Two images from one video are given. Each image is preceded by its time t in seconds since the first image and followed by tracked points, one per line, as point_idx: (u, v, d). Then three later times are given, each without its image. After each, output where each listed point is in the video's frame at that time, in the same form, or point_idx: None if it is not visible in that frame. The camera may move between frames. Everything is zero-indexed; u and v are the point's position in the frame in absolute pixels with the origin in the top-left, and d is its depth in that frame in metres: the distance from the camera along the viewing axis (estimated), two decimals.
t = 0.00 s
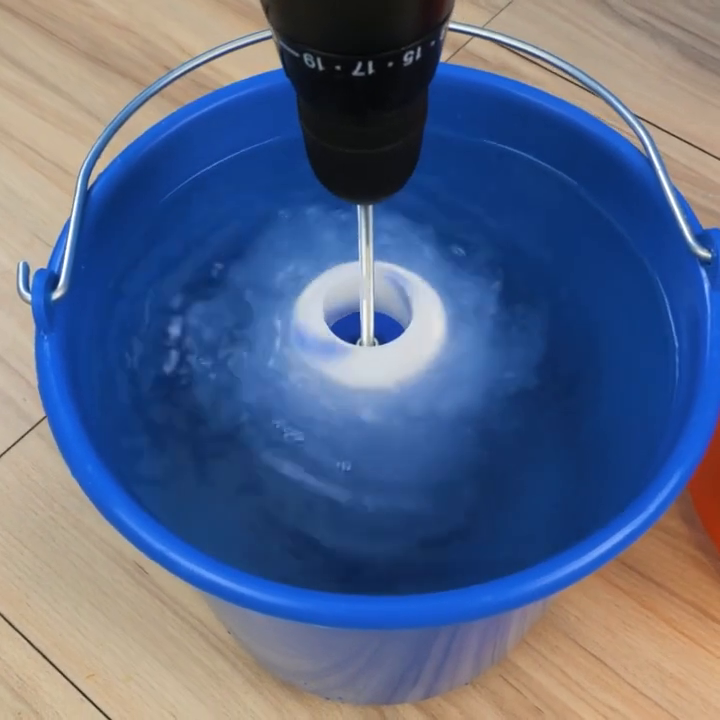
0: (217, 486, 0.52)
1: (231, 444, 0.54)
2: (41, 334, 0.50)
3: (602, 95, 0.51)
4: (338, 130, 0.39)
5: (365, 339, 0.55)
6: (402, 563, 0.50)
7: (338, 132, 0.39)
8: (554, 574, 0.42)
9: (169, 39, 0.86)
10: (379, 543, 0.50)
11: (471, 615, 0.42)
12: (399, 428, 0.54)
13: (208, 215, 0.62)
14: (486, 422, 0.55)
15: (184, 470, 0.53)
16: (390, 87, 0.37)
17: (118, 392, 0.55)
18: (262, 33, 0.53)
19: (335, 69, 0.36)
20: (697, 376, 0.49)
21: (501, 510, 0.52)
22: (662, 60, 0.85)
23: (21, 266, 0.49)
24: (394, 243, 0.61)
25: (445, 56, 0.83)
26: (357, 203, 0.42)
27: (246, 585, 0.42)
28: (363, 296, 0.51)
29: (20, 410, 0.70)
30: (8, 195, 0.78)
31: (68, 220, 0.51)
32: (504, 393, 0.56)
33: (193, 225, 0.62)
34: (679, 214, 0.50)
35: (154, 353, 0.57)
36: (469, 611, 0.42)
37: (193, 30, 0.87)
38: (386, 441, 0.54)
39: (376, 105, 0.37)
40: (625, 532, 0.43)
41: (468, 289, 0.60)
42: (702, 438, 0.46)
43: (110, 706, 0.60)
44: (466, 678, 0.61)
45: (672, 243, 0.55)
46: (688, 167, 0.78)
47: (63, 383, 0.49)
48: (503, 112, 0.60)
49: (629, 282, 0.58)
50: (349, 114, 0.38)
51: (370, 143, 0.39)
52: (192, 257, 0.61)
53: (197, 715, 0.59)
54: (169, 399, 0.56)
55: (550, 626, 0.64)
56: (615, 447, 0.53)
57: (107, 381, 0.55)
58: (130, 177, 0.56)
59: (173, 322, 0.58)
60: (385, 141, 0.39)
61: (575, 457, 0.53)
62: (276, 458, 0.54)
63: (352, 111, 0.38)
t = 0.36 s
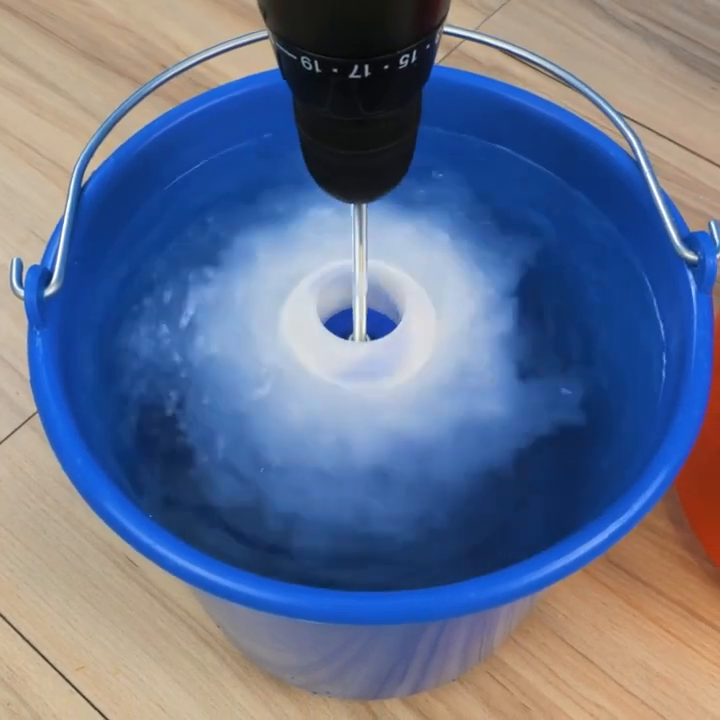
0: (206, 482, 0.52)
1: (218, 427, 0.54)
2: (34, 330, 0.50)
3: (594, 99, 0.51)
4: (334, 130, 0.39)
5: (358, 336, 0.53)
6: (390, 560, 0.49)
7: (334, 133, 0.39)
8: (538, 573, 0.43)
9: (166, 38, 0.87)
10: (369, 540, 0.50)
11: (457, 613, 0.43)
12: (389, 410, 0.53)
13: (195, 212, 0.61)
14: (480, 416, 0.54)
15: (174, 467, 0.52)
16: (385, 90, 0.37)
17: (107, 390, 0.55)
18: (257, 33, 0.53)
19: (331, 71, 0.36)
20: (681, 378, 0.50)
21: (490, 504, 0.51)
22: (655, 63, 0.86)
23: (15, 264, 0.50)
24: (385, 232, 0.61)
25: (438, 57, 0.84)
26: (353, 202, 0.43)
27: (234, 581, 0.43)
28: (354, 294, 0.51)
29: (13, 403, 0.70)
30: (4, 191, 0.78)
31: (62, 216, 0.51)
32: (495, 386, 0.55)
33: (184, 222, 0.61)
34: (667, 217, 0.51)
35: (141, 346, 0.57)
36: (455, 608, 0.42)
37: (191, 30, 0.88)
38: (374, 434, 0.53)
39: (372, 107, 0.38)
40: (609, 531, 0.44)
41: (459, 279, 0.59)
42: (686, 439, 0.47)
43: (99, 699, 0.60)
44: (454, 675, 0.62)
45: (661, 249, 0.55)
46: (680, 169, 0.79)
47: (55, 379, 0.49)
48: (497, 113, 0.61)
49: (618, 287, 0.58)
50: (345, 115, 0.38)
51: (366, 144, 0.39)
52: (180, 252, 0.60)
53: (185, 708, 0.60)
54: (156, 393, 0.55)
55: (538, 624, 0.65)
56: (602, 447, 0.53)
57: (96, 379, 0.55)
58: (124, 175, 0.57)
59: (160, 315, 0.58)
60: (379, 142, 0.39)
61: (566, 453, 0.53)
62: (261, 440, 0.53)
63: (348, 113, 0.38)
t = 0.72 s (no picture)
0: (200, 476, 0.52)
1: (209, 423, 0.53)
2: (29, 326, 0.51)
3: (588, 100, 0.52)
4: (322, 125, 0.40)
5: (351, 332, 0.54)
6: (382, 555, 0.49)
7: (323, 127, 0.40)
8: (530, 571, 0.43)
9: (164, 39, 0.87)
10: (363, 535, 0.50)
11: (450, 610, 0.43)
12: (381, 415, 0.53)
13: (193, 207, 0.61)
14: (477, 413, 0.53)
15: (168, 463, 0.52)
16: (373, 86, 0.38)
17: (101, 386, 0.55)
18: (251, 33, 0.54)
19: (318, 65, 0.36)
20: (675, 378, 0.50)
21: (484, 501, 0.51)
22: (651, 66, 0.86)
23: (10, 260, 0.50)
24: (378, 226, 0.61)
25: (435, 60, 0.85)
26: (341, 196, 0.43)
27: (227, 576, 0.43)
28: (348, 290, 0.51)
29: (10, 400, 0.70)
30: (2, 189, 0.79)
31: (58, 213, 0.52)
32: (491, 383, 0.54)
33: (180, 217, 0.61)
34: (659, 218, 0.52)
35: (136, 342, 0.56)
36: (447, 605, 0.43)
37: (189, 31, 0.88)
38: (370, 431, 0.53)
39: (359, 103, 0.38)
40: (601, 529, 0.44)
41: (453, 275, 0.58)
42: (679, 440, 0.47)
43: (93, 695, 0.60)
44: (447, 673, 0.62)
45: (657, 252, 0.56)
46: (675, 172, 0.79)
47: (50, 375, 0.50)
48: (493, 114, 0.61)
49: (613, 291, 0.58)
50: (333, 110, 0.39)
51: (353, 139, 0.40)
52: (178, 246, 0.60)
53: (180, 705, 0.60)
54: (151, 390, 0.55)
55: (531, 623, 0.65)
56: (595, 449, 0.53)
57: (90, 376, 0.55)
58: (121, 173, 0.57)
59: (155, 310, 0.57)
60: (368, 137, 0.40)
61: (561, 452, 0.53)
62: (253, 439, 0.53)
63: (336, 108, 0.39)
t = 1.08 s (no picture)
0: (198, 474, 0.52)
1: (208, 422, 0.54)
2: (28, 326, 0.51)
3: (586, 101, 0.52)
4: (317, 128, 0.40)
5: (347, 333, 0.54)
6: (380, 554, 0.49)
7: (318, 130, 0.40)
8: (526, 571, 0.43)
9: (164, 39, 0.88)
10: (361, 534, 0.50)
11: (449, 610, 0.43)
12: (378, 414, 0.53)
13: (193, 208, 0.61)
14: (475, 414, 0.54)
15: (166, 462, 0.53)
16: (367, 89, 0.38)
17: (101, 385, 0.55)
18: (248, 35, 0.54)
19: (313, 69, 0.37)
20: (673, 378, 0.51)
21: (481, 501, 0.51)
22: (650, 68, 0.86)
23: (10, 259, 0.51)
24: (377, 226, 0.61)
25: (434, 61, 0.85)
26: (337, 200, 0.44)
27: (225, 575, 0.43)
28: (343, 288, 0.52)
29: (10, 400, 0.71)
30: (2, 189, 0.79)
31: (57, 214, 0.52)
32: (489, 383, 0.55)
33: (180, 217, 0.61)
34: (657, 220, 0.52)
35: (137, 341, 0.56)
36: (445, 605, 0.43)
37: (188, 31, 0.88)
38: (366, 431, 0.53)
39: (353, 107, 0.39)
40: (597, 530, 0.44)
41: (453, 275, 0.59)
42: (676, 441, 0.47)
43: (92, 694, 0.61)
44: (444, 673, 0.62)
45: (654, 254, 0.56)
46: (672, 174, 0.79)
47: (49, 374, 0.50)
48: (490, 113, 0.61)
49: (611, 293, 0.58)
50: (327, 114, 0.39)
51: (347, 142, 0.41)
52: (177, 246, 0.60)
53: (178, 704, 0.60)
54: (151, 389, 0.55)
55: (528, 623, 0.65)
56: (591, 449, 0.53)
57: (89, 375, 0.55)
58: (120, 173, 0.58)
59: (155, 309, 0.58)
60: (362, 140, 0.41)
61: (558, 453, 0.53)
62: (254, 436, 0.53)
63: (331, 112, 0.39)
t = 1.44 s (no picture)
0: (199, 475, 0.52)
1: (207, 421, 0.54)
2: (29, 327, 0.51)
3: (586, 104, 0.52)
4: (318, 127, 0.40)
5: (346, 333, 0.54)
6: (380, 555, 0.49)
7: (318, 129, 0.41)
8: (525, 573, 0.43)
9: (164, 40, 0.88)
10: (361, 536, 0.50)
11: (447, 612, 0.43)
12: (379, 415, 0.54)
13: (194, 210, 0.62)
14: (475, 416, 0.54)
15: (167, 462, 0.53)
16: (367, 89, 0.38)
17: (102, 386, 0.55)
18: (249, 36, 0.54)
19: (313, 69, 0.37)
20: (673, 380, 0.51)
21: (481, 502, 0.51)
22: (649, 69, 0.86)
23: (10, 259, 0.51)
24: (377, 227, 0.61)
25: (434, 63, 0.85)
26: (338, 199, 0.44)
27: (224, 577, 0.43)
28: (343, 289, 0.52)
29: (10, 399, 0.71)
30: (3, 190, 0.79)
31: (58, 215, 0.52)
32: (488, 384, 0.55)
33: (181, 218, 0.61)
34: (657, 222, 0.52)
35: (137, 343, 0.57)
36: (443, 607, 0.43)
37: (189, 32, 0.88)
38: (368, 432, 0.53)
39: (354, 105, 0.39)
40: (597, 532, 0.45)
41: (452, 277, 0.59)
42: (676, 443, 0.47)
43: (91, 693, 0.61)
44: (442, 673, 0.62)
45: (654, 257, 0.56)
46: (671, 176, 0.79)
47: (49, 374, 0.50)
48: (491, 115, 0.61)
49: (611, 295, 0.59)
50: (328, 113, 0.40)
51: (348, 140, 0.41)
52: (178, 248, 0.60)
53: (177, 704, 0.61)
54: (152, 390, 0.55)
55: (527, 624, 0.65)
56: (592, 450, 0.53)
57: (90, 376, 0.55)
58: (120, 174, 0.58)
59: (156, 311, 0.58)
60: (363, 138, 0.41)
61: (558, 454, 0.53)
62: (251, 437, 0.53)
63: (331, 111, 0.39)
